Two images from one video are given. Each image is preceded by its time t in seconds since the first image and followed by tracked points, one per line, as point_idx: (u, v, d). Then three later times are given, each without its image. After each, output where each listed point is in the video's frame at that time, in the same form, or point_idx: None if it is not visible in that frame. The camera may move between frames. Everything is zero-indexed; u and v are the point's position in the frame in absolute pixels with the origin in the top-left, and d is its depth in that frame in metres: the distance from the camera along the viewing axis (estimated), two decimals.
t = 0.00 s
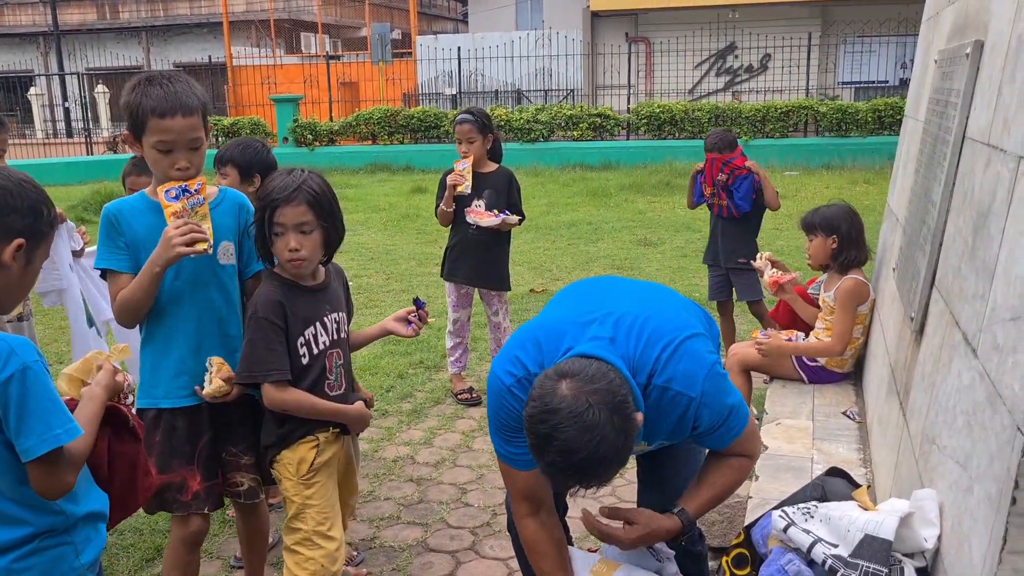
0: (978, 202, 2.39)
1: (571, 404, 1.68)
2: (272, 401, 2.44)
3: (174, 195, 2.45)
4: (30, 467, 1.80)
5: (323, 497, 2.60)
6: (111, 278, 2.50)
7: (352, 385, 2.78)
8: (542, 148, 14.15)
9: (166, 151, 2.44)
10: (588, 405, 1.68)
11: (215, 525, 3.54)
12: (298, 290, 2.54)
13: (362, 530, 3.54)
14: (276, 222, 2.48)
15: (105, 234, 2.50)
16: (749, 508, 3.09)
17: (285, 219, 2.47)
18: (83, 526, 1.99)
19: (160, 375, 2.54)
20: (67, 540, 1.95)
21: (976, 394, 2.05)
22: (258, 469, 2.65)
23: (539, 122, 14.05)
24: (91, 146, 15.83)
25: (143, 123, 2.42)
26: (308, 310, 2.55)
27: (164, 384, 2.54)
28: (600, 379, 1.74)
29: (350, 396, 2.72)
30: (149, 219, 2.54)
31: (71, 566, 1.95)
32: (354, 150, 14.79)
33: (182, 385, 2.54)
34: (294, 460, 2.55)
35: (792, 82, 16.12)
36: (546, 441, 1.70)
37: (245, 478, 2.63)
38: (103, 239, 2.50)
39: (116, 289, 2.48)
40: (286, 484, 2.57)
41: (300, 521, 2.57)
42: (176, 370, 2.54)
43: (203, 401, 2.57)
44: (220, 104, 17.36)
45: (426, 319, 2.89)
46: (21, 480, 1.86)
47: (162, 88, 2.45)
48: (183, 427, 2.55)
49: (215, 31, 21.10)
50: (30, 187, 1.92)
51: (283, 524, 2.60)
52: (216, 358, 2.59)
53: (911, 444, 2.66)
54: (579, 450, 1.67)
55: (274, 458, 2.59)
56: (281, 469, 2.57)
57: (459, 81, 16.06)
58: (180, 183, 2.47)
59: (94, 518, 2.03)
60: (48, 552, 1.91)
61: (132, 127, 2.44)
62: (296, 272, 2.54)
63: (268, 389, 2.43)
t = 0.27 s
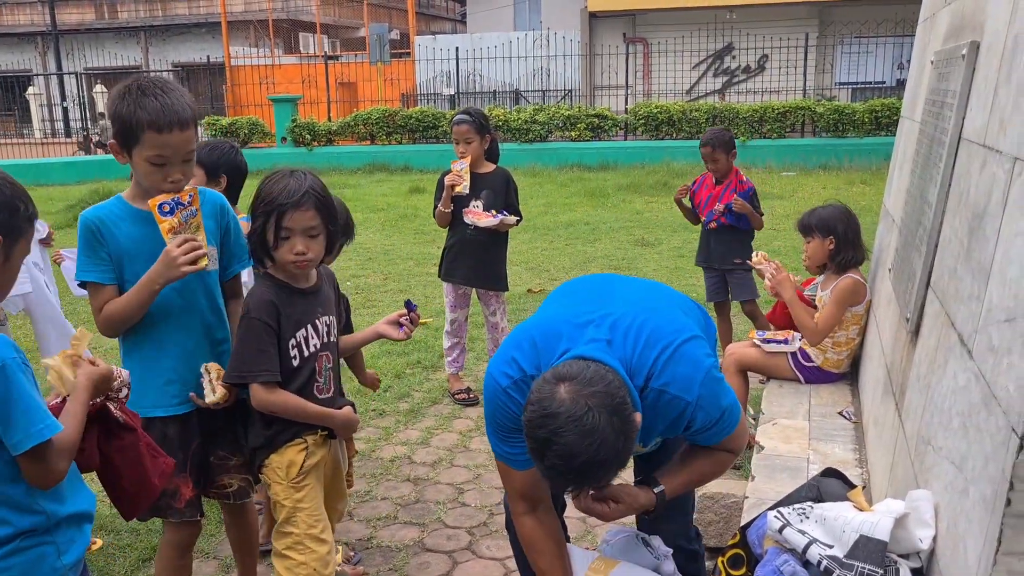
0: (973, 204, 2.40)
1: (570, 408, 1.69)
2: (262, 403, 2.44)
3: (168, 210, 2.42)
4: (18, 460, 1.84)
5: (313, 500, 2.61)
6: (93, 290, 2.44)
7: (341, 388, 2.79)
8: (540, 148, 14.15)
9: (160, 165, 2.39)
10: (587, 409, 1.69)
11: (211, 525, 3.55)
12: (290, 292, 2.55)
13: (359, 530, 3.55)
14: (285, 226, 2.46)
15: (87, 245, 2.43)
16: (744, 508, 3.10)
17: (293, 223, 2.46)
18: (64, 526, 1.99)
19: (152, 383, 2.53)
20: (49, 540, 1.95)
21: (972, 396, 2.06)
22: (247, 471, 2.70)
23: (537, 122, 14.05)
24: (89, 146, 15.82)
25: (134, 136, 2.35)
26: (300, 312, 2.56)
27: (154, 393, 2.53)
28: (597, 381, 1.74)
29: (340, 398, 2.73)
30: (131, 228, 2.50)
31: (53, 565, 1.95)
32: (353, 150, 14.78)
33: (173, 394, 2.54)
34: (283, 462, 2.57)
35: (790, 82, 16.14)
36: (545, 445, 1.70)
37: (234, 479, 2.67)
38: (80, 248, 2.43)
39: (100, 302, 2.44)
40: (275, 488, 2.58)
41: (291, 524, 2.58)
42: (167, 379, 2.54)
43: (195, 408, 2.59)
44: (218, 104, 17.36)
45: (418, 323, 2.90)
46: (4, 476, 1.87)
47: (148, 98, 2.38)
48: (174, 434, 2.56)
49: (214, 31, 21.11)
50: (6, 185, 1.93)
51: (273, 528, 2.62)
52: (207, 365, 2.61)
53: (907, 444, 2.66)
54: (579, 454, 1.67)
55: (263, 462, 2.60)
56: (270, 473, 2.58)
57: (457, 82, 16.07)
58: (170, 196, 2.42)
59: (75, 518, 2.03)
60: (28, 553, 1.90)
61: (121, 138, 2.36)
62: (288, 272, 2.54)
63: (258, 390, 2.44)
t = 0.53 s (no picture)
0: (966, 206, 2.40)
1: (566, 434, 1.68)
2: (265, 404, 2.43)
3: (153, 214, 2.43)
4: None
5: (311, 502, 2.61)
6: (75, 299, 2.42)
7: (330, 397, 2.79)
8: (534, 149, 14.15)
9: (144, 168, 2.37)
10: (582, 434, 1.68)
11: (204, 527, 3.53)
12: (288, 293, 2.54)
13: (352, 532, 3.54)
14: (295, 230, 2.46)
15: (67, 252, 2.40)
16: (738, 509, 3.10)
17: (302, 227, 2.47)
18: (51, 529, 1.99)
19: (139, 391, 2.52)
20: (35, 543, 1.94)
21: (965, 398, 2.06)
22: (226, 469, 2.70)
23: (531, 123, 14.05)
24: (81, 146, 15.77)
25: (116, 139, 2.33)
26: (297, 313, 2.56)
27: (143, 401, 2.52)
28: (595, 405, 1.71)
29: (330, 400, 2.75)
30: (111, 232, 2.47)
31: (39, 568, 1.94)
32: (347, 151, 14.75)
33: (162, 401, 2.55)
34: (283, 465, 2.57)
35: (783, 83, 16.19)
36: (542, 467, 1.71)
37: (214, 478, 2.67)
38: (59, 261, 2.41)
39: (83, 313, 2.42)
40: (274, 491, 2.57)
41: (290, 527, 2.55)
42: (156, 387, 2.54)
43: (181, 412, 2.60)
44: (212, 105, 17.33)
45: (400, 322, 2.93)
46: None
47: (127, 104, 2.34)
48: (160, 438, 2.55)
49: (207, 31, 21.07)
50: None
51: (269, 533, 2.59)
52: (193, 367, 2.62)
53: (900, 445, 2.66)
54: (571, 476, 1.68)
55: (258, 466, 2.58)
56: (268, 476, 2.57)
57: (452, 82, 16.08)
58: (154, 201, 2.43)
59: (63, 521, 2.03)
60: (13, 556, 1.90)
61: (102, 142, 2.34)
62: (284, 272, 2.54)
63: (262, 390, 2.42)
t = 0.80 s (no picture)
0: (960, 207, 2.41)
1: (553, 431, 1.69)
2: (274, 420, 2.43)
3: (154, 198, 2.40)
4: None
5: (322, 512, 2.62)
6: (74, 296, 2.38)
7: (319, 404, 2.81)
8: (530, 149, 14.15)
9: (141, 150, 2.37)
10: (569, 432, 1.69)
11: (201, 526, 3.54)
12: (285, 306, 2.54)
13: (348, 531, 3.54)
14: (298, 238, 2.46)
15: (64, 251, 2.36)
16: (733, 509, 3.11)
17: (304, 236, 2.48)
18: (45, 528, 1.99)
19: (140, 391, 2.50)
20: (29, 542, 1.95)
21: (958, 398, 2.08)
22: (224, 469, 2.72)
23: (527, 123, 14.06)
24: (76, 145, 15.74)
25: (115, 124, 2.32)
26: (296, 326, 2.56)
27: (144, 401, 2.51)
28: (584, 405, 1.72)
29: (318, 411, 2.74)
30: (104, 228, 2.45)
31: (33, 568, 1.95)
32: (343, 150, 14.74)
33: (166, 396, 2.55)
34: (295, 477, 2.56)
35: (778, 84, 16.23)
36: (528, 464, 1.72)
37: (212, 478, 2.68)
38: (57, 259, 2.36)
39: (86, 311, 2.38)
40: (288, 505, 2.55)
41: (308, 539, 2.55)
42: (157, 382, 2.53)
43: (182, 407, 2.60)
44: (207, 104, 17.31)
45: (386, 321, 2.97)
46: None
47: (118, 87, 2.36)
48: (162, 437, 2.56)
49: (203, 30, 21.05)
50: None
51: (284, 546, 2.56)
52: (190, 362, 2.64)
53: (895, 446, 2.68)
54: (561, 475, 1.69)
55: (268, 480, 2.56)
56: (280, 490, 2.55)
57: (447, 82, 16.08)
58: (148, 184, 2.40)
59: (57, 520, 2.03)
60: (7, 556, 1.91)
61: (97, 128, 2.32)
62: (284, 285, 2.53)
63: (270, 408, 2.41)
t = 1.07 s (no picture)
0: (956, 208, 2.42)
1: (547, 425, 1.69)
2: (242, 461, 2.30)
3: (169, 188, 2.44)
4: None
5: (274, 538, 2.49)
6: (121, 299, 2.36)
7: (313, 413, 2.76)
8: (525, 149, 14.14)
9: (157, 132, 2.42)
10: (563, 426, 1.69)
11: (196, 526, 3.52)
12: (287, 344, 2.43)
13: (343, 531, 3.53)
14: (326, 275, 2.37)
15: (109, 249, 2.36)
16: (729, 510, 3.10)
17: (332, 271, 2.39)
18: (35, 528, 1.98)
19: (162, 383, 2.54)
20: (20, 543, 1.94)
21: (953, 400, 2.07)
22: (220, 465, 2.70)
23: (523, 122, 14.05)
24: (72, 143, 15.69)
25: (143, 110, 2.35)
26: (290, 364, 2.44)
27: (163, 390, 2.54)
28: (577, 400, 1.73)
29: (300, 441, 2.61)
30: (131, 224, 2.45)
31: (24, 569, 1.94)
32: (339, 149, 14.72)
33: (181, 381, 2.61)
34: (236, 506, 2.45)
35: (774, 84, 16.27)
36: (520, 458, 1.71)
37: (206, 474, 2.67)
38: (104, 259, 2.35)
39: (139, 306, 2.38)
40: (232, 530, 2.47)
41: (253, 566, 2.46)
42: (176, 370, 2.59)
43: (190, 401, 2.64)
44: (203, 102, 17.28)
45: (386, 371, 2.98)
46: None
47: (103, 84, 2.32)
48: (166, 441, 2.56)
49: (199, 28, 21.01)
50: None
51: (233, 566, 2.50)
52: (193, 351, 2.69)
53: (890, 446, 2.68)
54: (554, 471, 1.68)
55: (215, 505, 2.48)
56: (225, 516, 2.47)
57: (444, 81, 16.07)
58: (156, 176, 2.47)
59: (49, 521, 2.02)
60: None
61: (125, 115, 2.33)
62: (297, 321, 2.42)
63: (238, 447, 2.28)
